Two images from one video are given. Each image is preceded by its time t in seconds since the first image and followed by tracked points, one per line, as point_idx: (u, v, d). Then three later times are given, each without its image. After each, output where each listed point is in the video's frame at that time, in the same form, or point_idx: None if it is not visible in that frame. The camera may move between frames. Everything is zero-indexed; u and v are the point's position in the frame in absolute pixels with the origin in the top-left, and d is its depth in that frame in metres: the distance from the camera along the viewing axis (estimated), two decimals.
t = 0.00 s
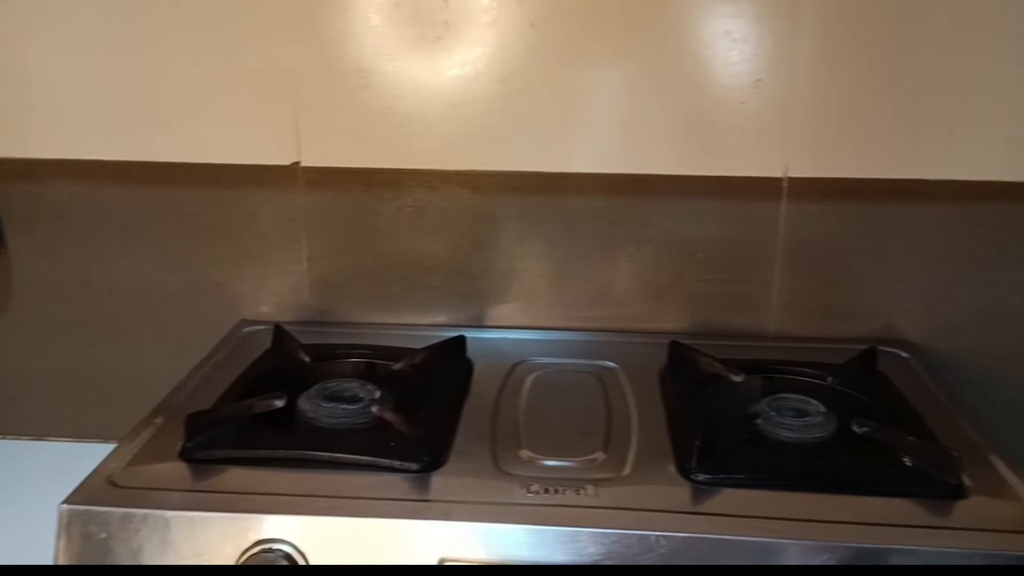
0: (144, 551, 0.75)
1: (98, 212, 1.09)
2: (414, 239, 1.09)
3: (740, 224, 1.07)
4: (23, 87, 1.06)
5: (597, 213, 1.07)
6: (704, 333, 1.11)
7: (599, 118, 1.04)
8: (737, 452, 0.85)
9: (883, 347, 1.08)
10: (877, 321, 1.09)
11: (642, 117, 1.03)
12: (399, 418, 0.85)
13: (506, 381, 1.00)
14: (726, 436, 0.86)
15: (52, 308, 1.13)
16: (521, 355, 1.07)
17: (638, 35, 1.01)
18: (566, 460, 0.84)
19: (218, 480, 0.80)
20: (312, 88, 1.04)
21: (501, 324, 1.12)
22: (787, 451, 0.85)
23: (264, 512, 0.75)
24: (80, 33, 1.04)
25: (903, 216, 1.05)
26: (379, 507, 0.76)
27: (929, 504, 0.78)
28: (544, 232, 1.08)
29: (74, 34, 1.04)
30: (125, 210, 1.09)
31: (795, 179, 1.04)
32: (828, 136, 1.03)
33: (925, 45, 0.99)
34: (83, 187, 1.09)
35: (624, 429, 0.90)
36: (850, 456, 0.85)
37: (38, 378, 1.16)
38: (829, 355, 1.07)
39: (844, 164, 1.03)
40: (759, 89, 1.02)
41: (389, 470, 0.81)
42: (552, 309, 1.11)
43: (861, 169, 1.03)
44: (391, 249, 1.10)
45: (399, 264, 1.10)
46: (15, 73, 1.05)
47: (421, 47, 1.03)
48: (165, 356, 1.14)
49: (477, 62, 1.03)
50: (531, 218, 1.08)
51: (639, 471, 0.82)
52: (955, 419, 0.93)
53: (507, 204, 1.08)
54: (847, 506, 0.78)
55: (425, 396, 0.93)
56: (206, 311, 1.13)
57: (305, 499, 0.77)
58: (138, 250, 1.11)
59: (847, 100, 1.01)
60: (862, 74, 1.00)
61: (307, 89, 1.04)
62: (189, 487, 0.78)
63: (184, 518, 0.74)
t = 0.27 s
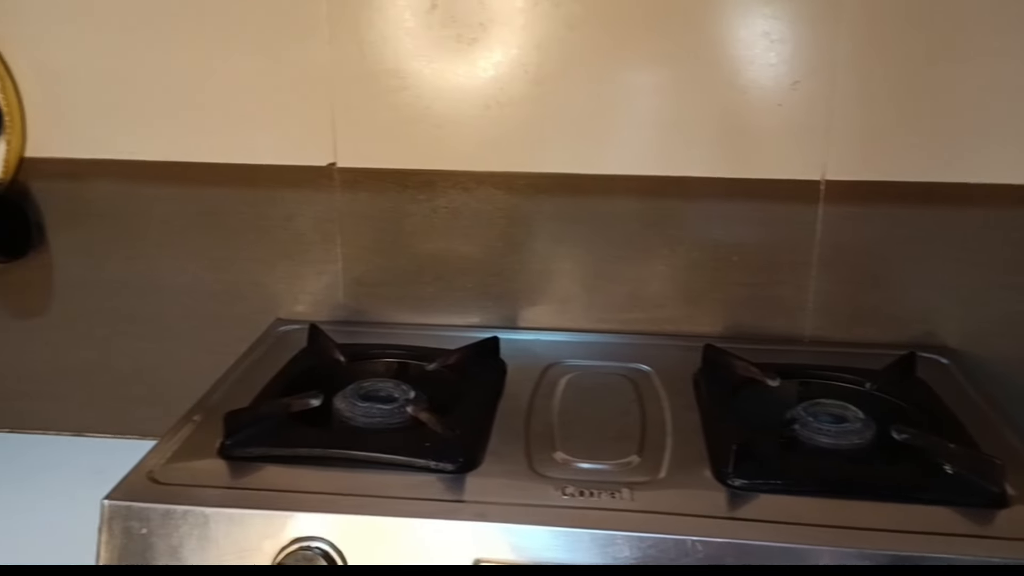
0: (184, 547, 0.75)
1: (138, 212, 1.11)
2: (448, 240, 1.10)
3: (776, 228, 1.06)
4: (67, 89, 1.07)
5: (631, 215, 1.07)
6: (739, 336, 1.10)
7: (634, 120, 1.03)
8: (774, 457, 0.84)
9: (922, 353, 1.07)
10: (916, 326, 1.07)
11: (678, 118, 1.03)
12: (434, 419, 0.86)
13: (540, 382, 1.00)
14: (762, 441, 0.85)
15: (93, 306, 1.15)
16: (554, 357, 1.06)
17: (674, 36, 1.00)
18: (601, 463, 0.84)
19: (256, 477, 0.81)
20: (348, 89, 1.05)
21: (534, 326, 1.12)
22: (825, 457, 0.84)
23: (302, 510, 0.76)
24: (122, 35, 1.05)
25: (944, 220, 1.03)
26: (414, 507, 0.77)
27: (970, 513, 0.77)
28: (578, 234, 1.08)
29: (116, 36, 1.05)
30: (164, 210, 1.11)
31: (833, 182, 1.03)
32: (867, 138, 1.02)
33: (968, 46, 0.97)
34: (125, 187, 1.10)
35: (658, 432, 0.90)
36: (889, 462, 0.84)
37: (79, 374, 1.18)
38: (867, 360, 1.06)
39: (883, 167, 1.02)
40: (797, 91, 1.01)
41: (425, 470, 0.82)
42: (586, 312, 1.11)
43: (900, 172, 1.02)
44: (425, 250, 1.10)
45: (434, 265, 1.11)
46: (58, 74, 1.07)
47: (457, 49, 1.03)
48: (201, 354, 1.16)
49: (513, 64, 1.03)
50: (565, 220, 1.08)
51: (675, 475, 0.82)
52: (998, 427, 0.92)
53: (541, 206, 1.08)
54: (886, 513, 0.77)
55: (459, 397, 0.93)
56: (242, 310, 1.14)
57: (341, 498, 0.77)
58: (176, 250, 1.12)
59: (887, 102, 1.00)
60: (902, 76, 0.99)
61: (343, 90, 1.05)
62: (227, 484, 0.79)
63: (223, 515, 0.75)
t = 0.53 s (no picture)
0: (218, 550, 0.76)
1: (172, 218, 1.12)
2: (477, 246, 1.10)
3: (809, 235, 1.05)
4: (105, 96, 1.09)
5: (661, 222, 1.06)
6: (770, 344, 1.09)
7: (665, 126, 1.03)
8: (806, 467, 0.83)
9: (957, 362, 1.05)
10: (951, 335, 1.06)
11: (709, 125, 1.03)
12: (464, 424, 0.86)
13: (569, 389, 1.00)
14: (795, 451, 0.84)
15: (128, 309, 1.17)
16: (583, 363, 1.06)
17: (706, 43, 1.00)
18: (631, 471, 0.83)
19: (288, 481, 0.81)
20: (380, 96, 1.06)
21: (563, 332, 1.12)
22: (859, 467, 0.83)
23: (334, 514, 0.76)
24: (159, 43, 1.07)
25: (980, 228, 1.02)
26: (445, 512, 0.77)
27: (1008, 526, 0.76)
28: (608, 240, 1.08)
29: (153, 45, 1.07)
30: (198, 215, 1.12)
31: (866, 189, 1.02)
32: (901, 145, 1.01)
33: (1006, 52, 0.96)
34: (160, 193, 1.12)
35: (689, 441, 0.89)
36: (924, 474, 0.82)
37: (114, 377, 1.20)
38: (901, 369, 1.04)
39: (918, 174, 1.01)
40: (830, 97, 1.00)
41: (455, 475, 0.82)
42: (615, 318, 1.11)
43: (935, 179, 1.01)
44: (455, 256, 1.11)
45: (464, 271, 1.11)
46: (97, 82, 1.09)
47: (489, 56, 1.03)
48: (233, 358, 1.17)
49: (544, 71, 1.03)
50: (594, 227, 1.08)
51: (706, 484, 0.81)
52: None
53: (571, 212, 1.08)
54: (922, 525, 0.76)
55: (489, 403, 0.93)
56: (274, 315, 1.15)
57: (373, 502, 0.78)
58: (209, 255, 1.14)
59: (922, 109, 0.99)
60: (938, 82, 0.98)
61: (375, 97, 1.06)
62: (260, 487, 0.80)
63: (257, 518, 0.76)
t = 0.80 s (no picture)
0: (245, 550, 0.77)
1: (200, 221, 1.14)
2: (501, 251, 1.10)
3: (834, 242, 1.04)
4: (134, 101, 1.11)
5: (685, 228, 1.06)
6: (794, 351, 1.09)
7: (689, 132, 1.03)
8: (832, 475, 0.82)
9: (985, 371, 1.04)
10: (978, 343, 1.05)
11: (733, 131, 1.02)
12: (488, 428, 0.86)
13: (592, 394, 1.00)
14: (820, 459, 0.84)
15: (156, 312, 1.18)
16: (605, 369, 1.06)
17: (731, 49, 1.00)
18: (655, 477, 0.83)
19: (314, 483, 0.82)
20: (405, 101, 1.07)
21: (586, 337, 1.12)
22: (885, 476, 0.83)
23: (359, 517, 0.77)
24: (188, 49, 1.08)
25: (1008, 235, 1.01)
26: (469, 516, 0.77)
27: None
28: (631, 246, 1.08)
29: (183, 51, 1.08)
30: (225, 219, 1.13)
31: (893, 196, 1.02)
32: (928, 151, 1.00)
33: None
34: (187, 197, 1.13)
35: (713, 447, 0.89)
36: (952, 484, 0.82)
37: (141, 379, 1.21)
38: (927, 377, 1.04)
39: (945, 180, 1.00)
40: (857, 103, 1.00)
41: (479, 480, 0.82)
42: (638, 324, 1.11)
43: (963, 186, 1.00)
44: (478, 260, 1.11)
45: (487, 275, 1.12)
46: (127, 87, 1.11)
47: (514, 62, 1.04)
48: (258, 360, 1.18)
49: (568, 77, 1.03)
50: (618, 233, 1.08)
51: (730, 491, 0.81)
52: None
53: (594, 218, 1.08)
54: (951, 536, 0.75)
55: (513, 408, 0.93)
56: (298, 318, 1.16)
57: (397, 506, 0.78)
58: (236, 258, 1.15)
59: (950, 115, 0.98)
60: (966, 88, 0.98)
61: (401, 102, 1.07)
62: (286, 488, 0.81)
63: (284, 520, 0.77)
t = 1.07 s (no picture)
0: (276, 546, 0.78)
1: (231, 220, 1.15)
2: (528, 252, 1.11)
3: (864, 245, 1.04)
4: (168, 102, 1.12)
5: (713, 231, 1.06)
6: (823, 355, 1.08)
7: (719, 135, 1.03)
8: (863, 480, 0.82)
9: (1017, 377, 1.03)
10: (1011, 349, 1.04)
11: (763, 134, 1.02)
12: (517, 428, 0.86)
13: (619, 396, 1.00)
14: (851, 464, 0.83)
15: (187, 310, 1.20)
16: (632, 371, 1.06)
17: (762, 51, 1.00)
18: (684, 479, 0.83)
19: (344, 480, 0.83)
20: (434, 103, 1.07)
21: (612, 339, 1.12)
22: (917, 481, 0.82)
23: (389, 514, 0.77)
24: (221, 50, 1.10)
25: None
26: (499, 515, 0.77)
27: None
28: (660, 248, 1.08)
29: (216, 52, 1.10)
30: (256, 218, 1.15)
31: (925, 200, 1.01)
32: (961, 155, 0.99)
33: None
34: (219, 196, 1.15)
35: (742, 450, 0.89)
36: (985, 490, 0.81)
37: (172, 376, 1.23)
38: (958, 383, 1.03)
39: (978, 185, 1.00)
40: (889, 106, 0.99)
41: (508, 479, 0.82)
42: (666, 326, 1.10)
43: (996, 190, 0.99)
44: (505, 261, 1.11)
45: (514, 276, 1.12)
46: (161, 88, 1.12)
47: (543, 64, 1.04)
48: (286, 358, 1.19)
49: (597, 79, 1.03)
50: (646, 235, 1.08)
51: (760, 495, 0.81)
52: None
53: (622, 219, 1.07)
54: (985, 542, 0.74)
55: (540, 409, 0.93)
56: (327, 317, 1.17)
57: (427, 504, 0.79)
58: (266, 257, 1.16)
59: (983, 119, 0.98)
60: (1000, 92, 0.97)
61: (430, 104, 1.08)
62: (316, 485, 0.82)
63: (314, 516, 0.77)
